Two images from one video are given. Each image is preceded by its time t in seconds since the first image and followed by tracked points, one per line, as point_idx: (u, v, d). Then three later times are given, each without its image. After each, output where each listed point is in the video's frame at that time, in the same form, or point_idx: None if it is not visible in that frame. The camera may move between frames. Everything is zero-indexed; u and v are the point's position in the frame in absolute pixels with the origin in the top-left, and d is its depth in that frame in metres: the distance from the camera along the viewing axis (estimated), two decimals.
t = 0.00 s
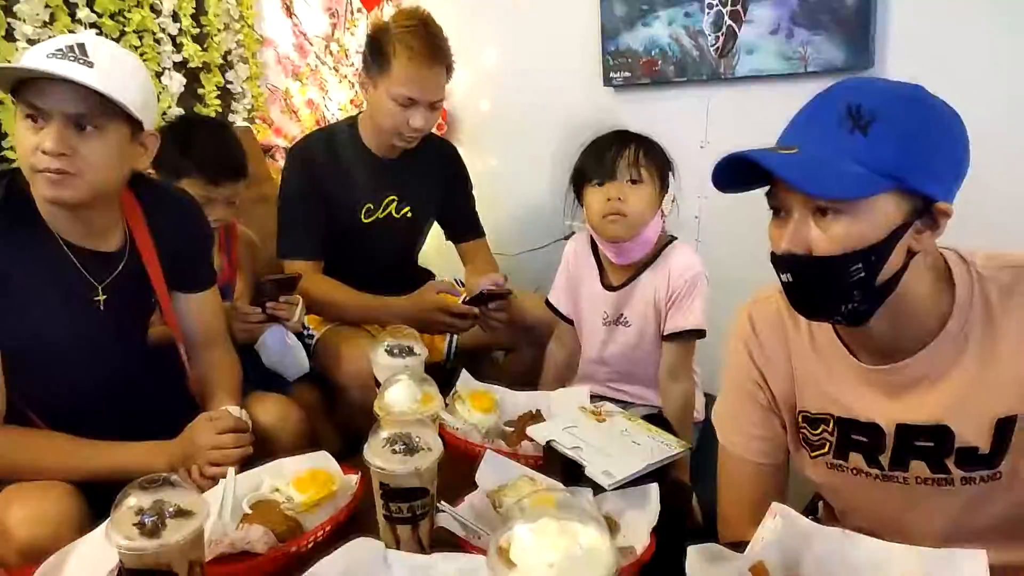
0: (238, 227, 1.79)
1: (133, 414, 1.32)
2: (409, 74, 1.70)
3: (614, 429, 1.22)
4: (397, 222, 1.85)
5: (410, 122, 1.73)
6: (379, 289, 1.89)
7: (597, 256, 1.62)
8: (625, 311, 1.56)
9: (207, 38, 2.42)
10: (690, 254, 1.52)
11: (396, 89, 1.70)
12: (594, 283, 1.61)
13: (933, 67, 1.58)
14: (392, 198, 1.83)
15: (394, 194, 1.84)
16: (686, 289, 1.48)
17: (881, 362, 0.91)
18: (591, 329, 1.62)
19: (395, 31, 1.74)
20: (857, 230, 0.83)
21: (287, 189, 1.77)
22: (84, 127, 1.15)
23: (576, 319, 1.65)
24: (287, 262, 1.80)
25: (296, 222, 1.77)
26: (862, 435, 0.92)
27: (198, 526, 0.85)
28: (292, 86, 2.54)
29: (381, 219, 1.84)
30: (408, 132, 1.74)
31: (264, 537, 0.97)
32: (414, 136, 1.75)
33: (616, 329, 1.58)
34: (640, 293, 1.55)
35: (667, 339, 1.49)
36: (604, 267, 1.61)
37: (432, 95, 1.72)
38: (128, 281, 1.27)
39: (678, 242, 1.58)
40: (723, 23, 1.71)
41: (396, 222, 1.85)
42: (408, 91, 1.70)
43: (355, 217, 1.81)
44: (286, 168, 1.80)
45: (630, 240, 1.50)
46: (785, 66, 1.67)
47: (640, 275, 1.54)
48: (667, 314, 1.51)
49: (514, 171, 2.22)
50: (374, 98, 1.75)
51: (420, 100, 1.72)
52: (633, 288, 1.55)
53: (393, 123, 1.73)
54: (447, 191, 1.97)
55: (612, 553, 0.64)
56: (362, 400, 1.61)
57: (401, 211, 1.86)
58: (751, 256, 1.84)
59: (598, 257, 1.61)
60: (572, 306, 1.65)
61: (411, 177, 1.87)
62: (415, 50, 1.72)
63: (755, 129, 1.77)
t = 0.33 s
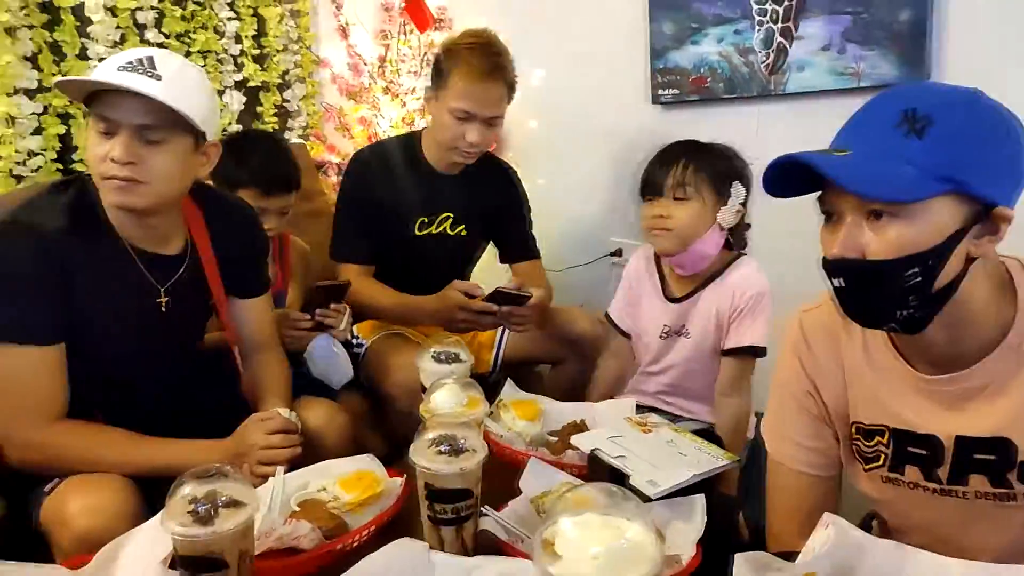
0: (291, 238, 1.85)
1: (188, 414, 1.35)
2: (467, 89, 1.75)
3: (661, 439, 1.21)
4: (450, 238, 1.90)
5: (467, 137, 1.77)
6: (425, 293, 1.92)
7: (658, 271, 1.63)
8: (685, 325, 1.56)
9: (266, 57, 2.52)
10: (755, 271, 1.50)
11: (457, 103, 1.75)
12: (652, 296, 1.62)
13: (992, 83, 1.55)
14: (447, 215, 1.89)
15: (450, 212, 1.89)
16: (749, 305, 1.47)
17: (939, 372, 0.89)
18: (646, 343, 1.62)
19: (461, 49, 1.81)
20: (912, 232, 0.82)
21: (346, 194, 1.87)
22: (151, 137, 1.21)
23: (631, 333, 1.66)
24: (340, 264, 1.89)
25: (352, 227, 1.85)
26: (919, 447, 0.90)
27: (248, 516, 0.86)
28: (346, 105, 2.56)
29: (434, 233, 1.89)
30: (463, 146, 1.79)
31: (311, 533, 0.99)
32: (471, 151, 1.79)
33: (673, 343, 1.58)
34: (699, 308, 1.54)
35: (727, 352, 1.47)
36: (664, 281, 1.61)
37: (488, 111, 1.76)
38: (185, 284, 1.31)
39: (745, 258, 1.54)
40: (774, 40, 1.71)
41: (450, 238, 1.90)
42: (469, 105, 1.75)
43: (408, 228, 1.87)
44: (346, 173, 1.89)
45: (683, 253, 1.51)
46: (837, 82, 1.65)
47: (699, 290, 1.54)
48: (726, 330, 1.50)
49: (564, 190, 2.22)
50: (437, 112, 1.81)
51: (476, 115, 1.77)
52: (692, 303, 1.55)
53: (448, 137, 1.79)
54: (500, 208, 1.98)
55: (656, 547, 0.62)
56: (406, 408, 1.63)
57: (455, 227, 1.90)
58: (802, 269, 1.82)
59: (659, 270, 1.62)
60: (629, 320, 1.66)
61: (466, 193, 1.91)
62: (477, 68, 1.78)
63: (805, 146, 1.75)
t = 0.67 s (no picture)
0: (376, 232, 1.91)
1: (276, 394, 1.42)
2: (565, 87, 1.78)
3: (737, 440, 1.19)
4: (534, 235, 1.93)
5: (561, 135, 1.80)
6: (506, 284, 1.96)
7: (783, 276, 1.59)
8: (813, 327, 1.50)
9: (358, 57, 2.61)
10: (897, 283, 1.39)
11: (552, 101, 1.79)
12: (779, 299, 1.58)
13: None
14: (534, 213, 1.92)
15: (536, 209, 1.92)
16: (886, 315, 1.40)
17: None
18: (773, 345, 1.58)
19: (562, 49, 1.85)
20: (1012, 232, 0.78)
21: (436, 194, 1.92)
22: (249, 131, 1.27)
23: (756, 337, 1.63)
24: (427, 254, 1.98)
25: (440, 218, 1.91)
26: (1014, 460, 0.86)
27: (330, 491, 0.90)
28: (432, 103, 2.62)
29: (520, 229, 1.92)
30: (558, 144, 1.81)
31: (387, 512, 1.03)
32: (565, 150, 1.82)
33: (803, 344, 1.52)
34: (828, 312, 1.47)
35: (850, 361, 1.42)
36: (790, 283, 1.57)
37: (585, 111, 1.79)
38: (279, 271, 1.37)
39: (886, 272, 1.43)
40: (869, 35, 1.58)
41: (534, 234, 1.93)
42: (566, 103, 1.78)
43: (495, 224, 1.91)
44: (441, 167, 1.94)
45: (803, 256, 1.48)
46: (936, 79, 1.50)
47: (827, 295, 1.48)
48: (856, 337, 1.44)
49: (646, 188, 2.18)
50: (533, 109, 1.85)
51: (572, 113, 1.79)
52: (822, 306, 1.48)
53: (543, 134, 1.82)
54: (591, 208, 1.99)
55: (729, 540, 0.62)
56: (481, 401, 1.66)
57: (540, 225, 1.93)
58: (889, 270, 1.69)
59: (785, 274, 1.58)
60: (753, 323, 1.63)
61: (552, 191, 1.93)
62: (578, 68, 1.81)
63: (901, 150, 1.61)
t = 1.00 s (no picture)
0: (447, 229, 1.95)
1: (344, 386, 1.47)
2: (649, 89, 1.75)
3: (804, 452, 1.15)
4: (608, 235, 1.91)
5: (641, 137, 1.77)
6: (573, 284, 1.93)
7: (898, 287, 1.51)
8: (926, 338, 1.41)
9: (435, 57, 2.66)
10: None
11: (636, 102, 1.76)
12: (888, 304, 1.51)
13: None
14: (610, 214, 1.90)
15: (611, 209, 1.90)
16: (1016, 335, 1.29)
17: None
18: (870, 352, 1.51)
19: (649, 49, 1.82)
20: None
21: (513, 183, 1.92)
22: (319, 131, 1.32)
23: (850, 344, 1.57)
24: (497, 251, 2.01)
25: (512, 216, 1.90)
26: None
27: (386, 484, 0.91)
28: (507, 102, 2.61)
29: (595, 229, 1.91)
30: (636, 146, 1.79)
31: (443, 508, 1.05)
32: (645, 153, 1.79)
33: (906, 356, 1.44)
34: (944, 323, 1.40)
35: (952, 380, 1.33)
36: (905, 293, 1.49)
37: (668, 114, 1.75)
38: (349, 266, 1.42)
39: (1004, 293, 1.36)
40: (964, 32, 1.48)
41: (608, 234, 1.91)
42: (647, 104, 1.75)
43: (569, 225, 1.90)
44: (518, 161, 1.94)
45: (926, 264, 1.40)
46: None
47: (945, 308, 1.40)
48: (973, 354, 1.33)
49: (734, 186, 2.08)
50: (615, 108, 1.84)
51: (654, 115, 1.76)
52: (937, 316, 1.41)
53: (622, 135, 1.80)
54: (661, 209, 1.96)
55: (775, 555, 0.59)
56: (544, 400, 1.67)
57: (614, 225, 1.91)
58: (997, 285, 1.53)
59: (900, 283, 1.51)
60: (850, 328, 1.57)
61: (628, 191, 1.91)
62: (663, 67, 1.77)
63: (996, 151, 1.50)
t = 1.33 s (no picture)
0: (504, 215, 1.96)
1: (398, 366, 1.51)
2: (710, 66, 1.70)
3: (857, 451, 1.12)
4: (671, 222, 1.88)
5: (697, 117, 1.73)
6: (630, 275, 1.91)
7: (972, 278, 1.45)
8: (997, 330, 1.35)
9: (499, 43, 2.64)
10: None
11: (696, 81, 1.72)
12: (962, 296, 1.44)
13: None
14: (671, 200, 1.87)
15: (673, 196, 1.87)
16: None
17: None
18: (936, 345, 1.44)
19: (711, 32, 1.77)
20: None
21: (573, 164, 1.89)
22: (376, 118, 1.35)
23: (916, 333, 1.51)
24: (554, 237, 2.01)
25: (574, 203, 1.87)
26: None
27: (429, 463, 0.94)
28: (569, 88, 2.60)
29: (656, 216, 1.88)
30: (693, 127, 1.75)
31: (487, 490, 1.07)
32: (702, 133, 1.74)
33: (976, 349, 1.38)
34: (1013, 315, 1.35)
35: None
36: (981, 288, 1.41)
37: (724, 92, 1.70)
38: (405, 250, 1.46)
39: None
40: None
41: (670, 222, 1.88)
42: (707, 84, 1.71)
43: (628, 212, 1.88)
44: (580, 143, 1.93)
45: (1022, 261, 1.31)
46: None
47: None
48: None
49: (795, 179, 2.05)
50: (674, 93, 1.80)
51: (710, 94, 1.71)
52: (1011, 309, 1.35)
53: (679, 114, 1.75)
54: (723, 196, 1.91)
55: (807, 553, 0.58)
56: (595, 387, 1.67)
57: (677, 212, 1.88)
58: None
59: (976, 278, 1.44)
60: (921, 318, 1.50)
61: (691, 179, 1.87)
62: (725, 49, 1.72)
63: None
